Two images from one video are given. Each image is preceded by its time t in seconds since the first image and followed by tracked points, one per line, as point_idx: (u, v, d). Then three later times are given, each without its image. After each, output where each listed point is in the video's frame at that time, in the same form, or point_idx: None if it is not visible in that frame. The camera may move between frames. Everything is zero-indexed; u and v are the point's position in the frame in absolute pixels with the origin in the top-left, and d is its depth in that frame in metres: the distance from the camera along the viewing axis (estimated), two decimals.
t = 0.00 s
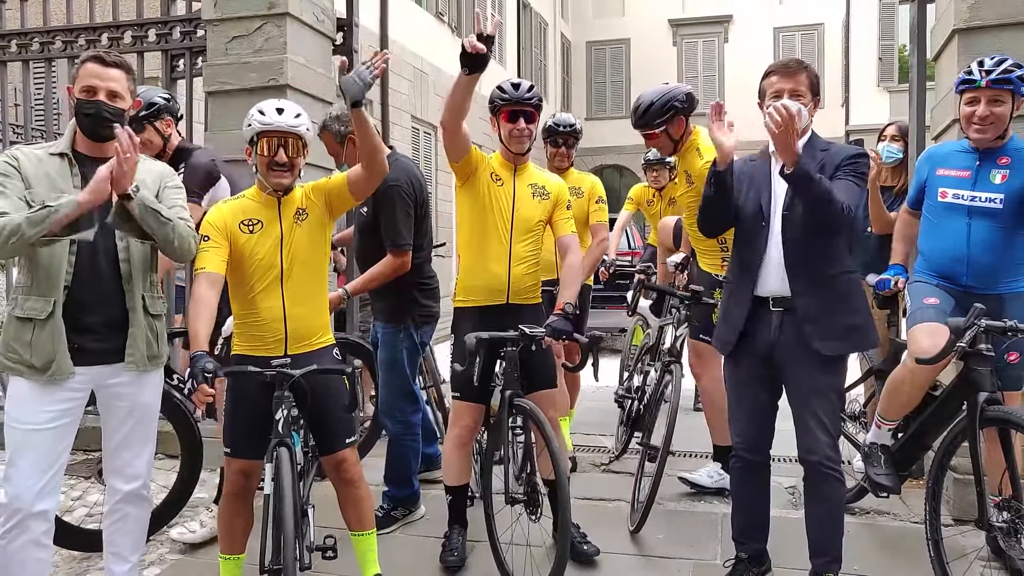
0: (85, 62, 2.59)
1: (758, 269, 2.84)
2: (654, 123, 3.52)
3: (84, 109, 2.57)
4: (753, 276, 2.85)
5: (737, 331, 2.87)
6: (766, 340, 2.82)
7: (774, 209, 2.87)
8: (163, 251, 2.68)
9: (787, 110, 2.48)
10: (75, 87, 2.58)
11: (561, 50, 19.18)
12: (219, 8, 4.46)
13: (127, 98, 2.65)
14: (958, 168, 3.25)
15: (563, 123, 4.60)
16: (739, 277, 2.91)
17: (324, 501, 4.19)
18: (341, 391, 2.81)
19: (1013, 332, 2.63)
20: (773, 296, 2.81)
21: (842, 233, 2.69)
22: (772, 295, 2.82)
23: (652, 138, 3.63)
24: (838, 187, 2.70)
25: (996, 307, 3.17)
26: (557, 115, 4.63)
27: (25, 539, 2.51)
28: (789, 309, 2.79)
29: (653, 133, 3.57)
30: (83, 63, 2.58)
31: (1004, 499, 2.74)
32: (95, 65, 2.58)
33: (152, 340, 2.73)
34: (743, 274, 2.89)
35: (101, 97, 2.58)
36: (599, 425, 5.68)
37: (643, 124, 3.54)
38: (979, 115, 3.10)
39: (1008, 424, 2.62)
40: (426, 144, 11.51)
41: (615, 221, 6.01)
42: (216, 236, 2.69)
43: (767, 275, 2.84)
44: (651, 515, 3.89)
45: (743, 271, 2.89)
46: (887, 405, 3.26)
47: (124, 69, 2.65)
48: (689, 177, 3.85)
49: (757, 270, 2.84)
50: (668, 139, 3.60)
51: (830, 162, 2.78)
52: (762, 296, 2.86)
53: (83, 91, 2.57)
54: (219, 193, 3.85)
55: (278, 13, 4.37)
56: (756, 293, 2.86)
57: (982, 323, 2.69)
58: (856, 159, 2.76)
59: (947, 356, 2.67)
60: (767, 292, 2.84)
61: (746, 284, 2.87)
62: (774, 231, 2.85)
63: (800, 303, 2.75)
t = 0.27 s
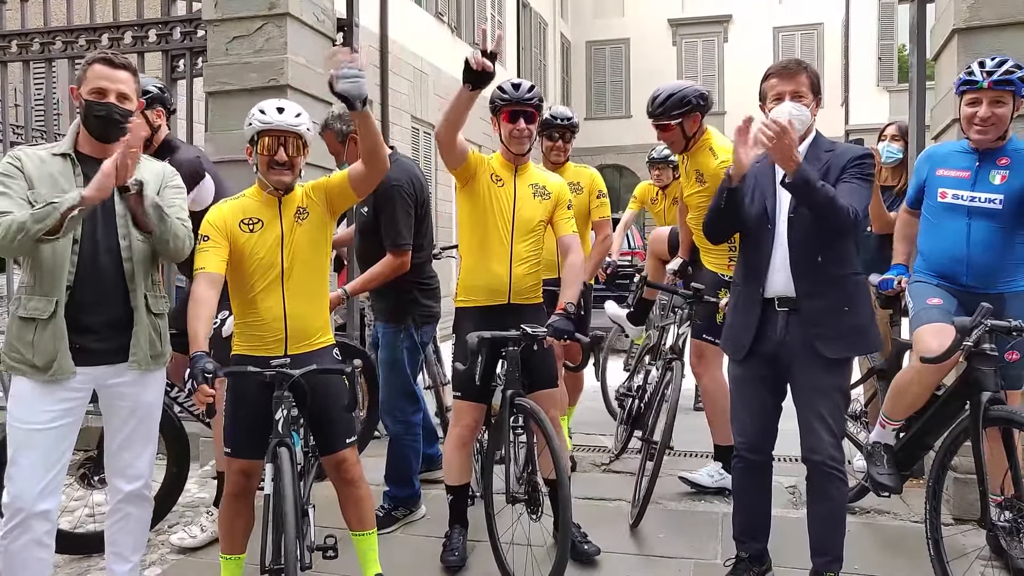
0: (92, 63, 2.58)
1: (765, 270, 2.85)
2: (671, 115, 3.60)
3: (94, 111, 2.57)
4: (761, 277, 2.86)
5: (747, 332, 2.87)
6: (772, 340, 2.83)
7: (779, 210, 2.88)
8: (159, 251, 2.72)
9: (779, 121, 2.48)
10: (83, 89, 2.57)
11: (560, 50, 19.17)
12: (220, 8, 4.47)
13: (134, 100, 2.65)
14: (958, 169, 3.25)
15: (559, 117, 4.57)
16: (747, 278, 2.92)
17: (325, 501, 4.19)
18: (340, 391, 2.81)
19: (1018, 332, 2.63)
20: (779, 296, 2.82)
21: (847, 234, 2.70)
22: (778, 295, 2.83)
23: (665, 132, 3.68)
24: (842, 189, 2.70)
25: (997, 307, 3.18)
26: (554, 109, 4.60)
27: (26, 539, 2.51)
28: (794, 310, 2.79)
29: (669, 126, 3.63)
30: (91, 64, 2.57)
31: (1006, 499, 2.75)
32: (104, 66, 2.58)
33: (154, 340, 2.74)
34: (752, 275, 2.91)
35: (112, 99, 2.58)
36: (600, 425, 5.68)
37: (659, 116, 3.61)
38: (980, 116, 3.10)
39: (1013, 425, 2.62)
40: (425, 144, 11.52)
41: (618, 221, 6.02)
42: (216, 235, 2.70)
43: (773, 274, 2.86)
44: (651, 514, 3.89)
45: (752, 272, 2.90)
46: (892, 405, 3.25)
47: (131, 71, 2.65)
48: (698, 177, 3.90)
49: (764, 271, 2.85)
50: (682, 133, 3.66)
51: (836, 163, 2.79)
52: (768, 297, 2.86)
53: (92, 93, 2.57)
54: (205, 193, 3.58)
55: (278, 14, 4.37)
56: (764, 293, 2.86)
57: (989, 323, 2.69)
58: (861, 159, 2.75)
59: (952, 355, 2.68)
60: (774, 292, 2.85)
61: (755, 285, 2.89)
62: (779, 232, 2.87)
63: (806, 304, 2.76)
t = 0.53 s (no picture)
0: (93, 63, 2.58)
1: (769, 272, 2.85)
2: (691, 108, 3.70)
3: (97, 112, 2.57)
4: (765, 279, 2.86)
5: (751, 333, 2.88)
6: (775, 340, 2.83)
7: (783, 211, 2.89)
8: (160, 250, 2.74)
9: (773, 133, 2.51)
10: (84, 89, 2.57)
11: (560, 50, 19.17)
12: (220, 8, 4.47)
13: (135, 101, 2.66)
14: (960, 169, 3.26)
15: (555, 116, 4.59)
16: (753, 280, 2.93)
17: (326, 501, 4.19)
18: (341, 390, 2.81)
19: None
20: (784, 297, 2.82)
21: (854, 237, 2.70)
22: (783, 296, 2.83)
23: (679, 127, 3.80)
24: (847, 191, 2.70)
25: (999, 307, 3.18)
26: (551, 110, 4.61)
27: (26, 539, 2.51)
28: (798, 311, 2.80)
29: (686, 118, 3.75)
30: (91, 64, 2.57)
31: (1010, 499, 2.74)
32: (105, 67, 2.58)
33: (155, 341, 2.74)
34: (756, 277, 2.91)
35: (114, 100, 2.59)
36: (600, 425, 5.69)
37: (674, 109, 3.73)
38: (983, 117, 3.11)
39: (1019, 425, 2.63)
40: (425, 144, 11.52)
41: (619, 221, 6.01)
42: (217, 234, 2.70)
43: (778, 275, 2.86)
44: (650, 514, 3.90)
45: (757, 274, 2.90)
46: (896, 406, 3.23)
47: (131, 71, 2.66)
48: (705, 176, 3.97)
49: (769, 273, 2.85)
50: (698, 128, 3.77)
51: (842, 165, 2.78)
52: (773, 298, 2.87)
53: (92, 93, 2.57)
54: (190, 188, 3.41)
55: (278, 14, 4.38)
56: (769, 295, 2.87)
57: (995, 323, 2.68)
58: (867, 160, 2.74)
59: (960, 355, 2.66)
60: (779, 293, 2.85)
61: (759, 285, 2.89)
62: (784, 234, 2.87)
63: (810, 305, 2.77)
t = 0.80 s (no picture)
0: (92, 62, 2.58)
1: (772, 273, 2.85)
2: (695, 101, 3.82)
3: (95, 111, 2.57)
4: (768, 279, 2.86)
5: (753, 333, 2.88)
6: (778, 341, 2.84)
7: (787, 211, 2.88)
8: (162, 249, 2.80)
9: (778, 139, 2.50)
10: (82, 88, 2.57)
11: (560, 50, 19.16)
12: (221, 8, 4.47)
13: (133, 100, 2.67)
14: (965, 169, 3.25)
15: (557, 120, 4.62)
16: (756, 280, 2.93)
17: (327, 500, 4.20)
18: (341, 389, 2.81)
19: None
20: (786, 297, 2.82)
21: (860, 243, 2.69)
22: (785, 296, 2.83)
23: (682, 119, 3.92)
24: (853, 195, 2.69)
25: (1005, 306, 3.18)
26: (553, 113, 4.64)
27: (26, 540, 2.51)
28: (801, 311, 2.80)
29: (687, 109, 3.86)
30: (89, 63, 2.57)
31: (1015, 499, 2.74)
32: (102, 65, 2.58)
33: (155, 341, 2.74)
34: (760, 277, 2.91)
35: (113, 100, 2.59)
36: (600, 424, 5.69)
37: (677, 102, 3.86)
38: (990, 117, 3.10)
39: None
40: (425, 143, 11.52)
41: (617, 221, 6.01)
42: (218, 235, 2.71)
43: (780, 275, 2.86)
44: (651, 514, 3.90)
45: (760, 274, 2.90)
46: (903, 406, 3.21)
47: (128, 71, 2.65)
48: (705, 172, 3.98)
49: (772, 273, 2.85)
50: (700, 121, 3.88)
51: (849, 167, 2.77)
52: (776, 298, 2.87)
53: (91, 92, 2.57)
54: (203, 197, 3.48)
55: (279, 13, 4.38)
56: (771, 295, 2.87)
57: (1011, 325, 2.68)
58: (873, 161, 2.73)
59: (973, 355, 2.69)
60: (781, 293, 2.85)
61: (762, 286, 2.89)
62: (788, 234, 2.87)
63: (812, 307, 2.77)
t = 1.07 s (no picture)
0: (90, 62, 2.57)
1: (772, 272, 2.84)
2: (692, 96, 3.83)
3: (96, 112, 2.57)
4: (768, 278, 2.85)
5: (754, 332, 2.88)
6: (778, 340, 2.83)
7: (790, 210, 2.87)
8: (155, 249, 2.77)
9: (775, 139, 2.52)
10: (81, 89, 2.57)
11: (559, 50, 19.16)
12: (220, 7, 4.47)
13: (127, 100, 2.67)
14: (965, 166, 3.25)
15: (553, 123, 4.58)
16: (757, 279, 2.93)
17: (327, 500, 4.20)
18: (340, 388, 2.81)
19: None
20: (786, 296, 2.82)
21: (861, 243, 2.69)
22: (785, 295, 2.83)
23: (680, 115, 3.91)
24: (855, 194, 2.68)
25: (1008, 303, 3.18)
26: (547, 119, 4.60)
27: (21, 542, 2.51)
28: (801, 311, 2.79)
29: (685, 104, 3.86)
30: (87, 63, 2.56)
31: (1016, 498, 2.74)
32: (101, 65, 2.58)
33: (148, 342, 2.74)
34: (761, 276, 2.91)
35: (113, 100, 2.60)
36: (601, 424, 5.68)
37: (676, 96, 3.87)
38: (989, 115, 3.10)
39: None
40: (425, 143, 11.51)
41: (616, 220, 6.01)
42: (216, 235, 2.70)
43: (780, 275, 2.85)
44: (650, 513, 3.90)
45: (761, 273, 2.90)
46: (905, 405, 3.20)
47: (124, 71, 2.66)
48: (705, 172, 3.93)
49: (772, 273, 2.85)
50: (698, 119, 3.86)
51: (852, 167, 2.76)
52: (777, 297, 2.86)
53: (91, 93, 2.57)
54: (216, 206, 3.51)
55: (278, 13, 4.37)
56: (772, 294, 2.86)
57: (1016, 323, 2.68)
58: (876, 161, 2.73)
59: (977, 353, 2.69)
60: (782, 292, 2.85)
61: (763, 284, 2.89)
62: (790, 233, 2.86)
63: (812, 306, 2.76)
